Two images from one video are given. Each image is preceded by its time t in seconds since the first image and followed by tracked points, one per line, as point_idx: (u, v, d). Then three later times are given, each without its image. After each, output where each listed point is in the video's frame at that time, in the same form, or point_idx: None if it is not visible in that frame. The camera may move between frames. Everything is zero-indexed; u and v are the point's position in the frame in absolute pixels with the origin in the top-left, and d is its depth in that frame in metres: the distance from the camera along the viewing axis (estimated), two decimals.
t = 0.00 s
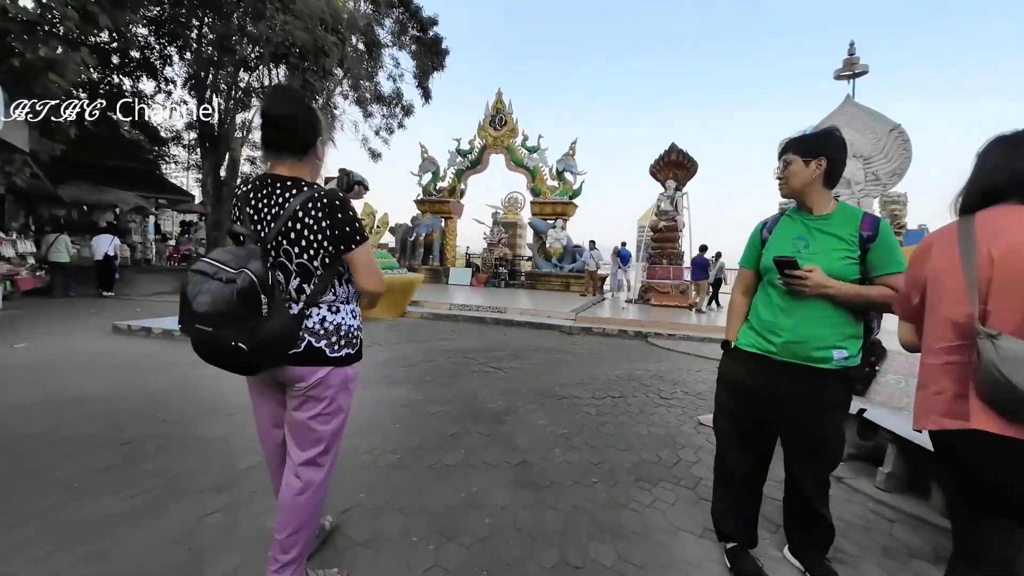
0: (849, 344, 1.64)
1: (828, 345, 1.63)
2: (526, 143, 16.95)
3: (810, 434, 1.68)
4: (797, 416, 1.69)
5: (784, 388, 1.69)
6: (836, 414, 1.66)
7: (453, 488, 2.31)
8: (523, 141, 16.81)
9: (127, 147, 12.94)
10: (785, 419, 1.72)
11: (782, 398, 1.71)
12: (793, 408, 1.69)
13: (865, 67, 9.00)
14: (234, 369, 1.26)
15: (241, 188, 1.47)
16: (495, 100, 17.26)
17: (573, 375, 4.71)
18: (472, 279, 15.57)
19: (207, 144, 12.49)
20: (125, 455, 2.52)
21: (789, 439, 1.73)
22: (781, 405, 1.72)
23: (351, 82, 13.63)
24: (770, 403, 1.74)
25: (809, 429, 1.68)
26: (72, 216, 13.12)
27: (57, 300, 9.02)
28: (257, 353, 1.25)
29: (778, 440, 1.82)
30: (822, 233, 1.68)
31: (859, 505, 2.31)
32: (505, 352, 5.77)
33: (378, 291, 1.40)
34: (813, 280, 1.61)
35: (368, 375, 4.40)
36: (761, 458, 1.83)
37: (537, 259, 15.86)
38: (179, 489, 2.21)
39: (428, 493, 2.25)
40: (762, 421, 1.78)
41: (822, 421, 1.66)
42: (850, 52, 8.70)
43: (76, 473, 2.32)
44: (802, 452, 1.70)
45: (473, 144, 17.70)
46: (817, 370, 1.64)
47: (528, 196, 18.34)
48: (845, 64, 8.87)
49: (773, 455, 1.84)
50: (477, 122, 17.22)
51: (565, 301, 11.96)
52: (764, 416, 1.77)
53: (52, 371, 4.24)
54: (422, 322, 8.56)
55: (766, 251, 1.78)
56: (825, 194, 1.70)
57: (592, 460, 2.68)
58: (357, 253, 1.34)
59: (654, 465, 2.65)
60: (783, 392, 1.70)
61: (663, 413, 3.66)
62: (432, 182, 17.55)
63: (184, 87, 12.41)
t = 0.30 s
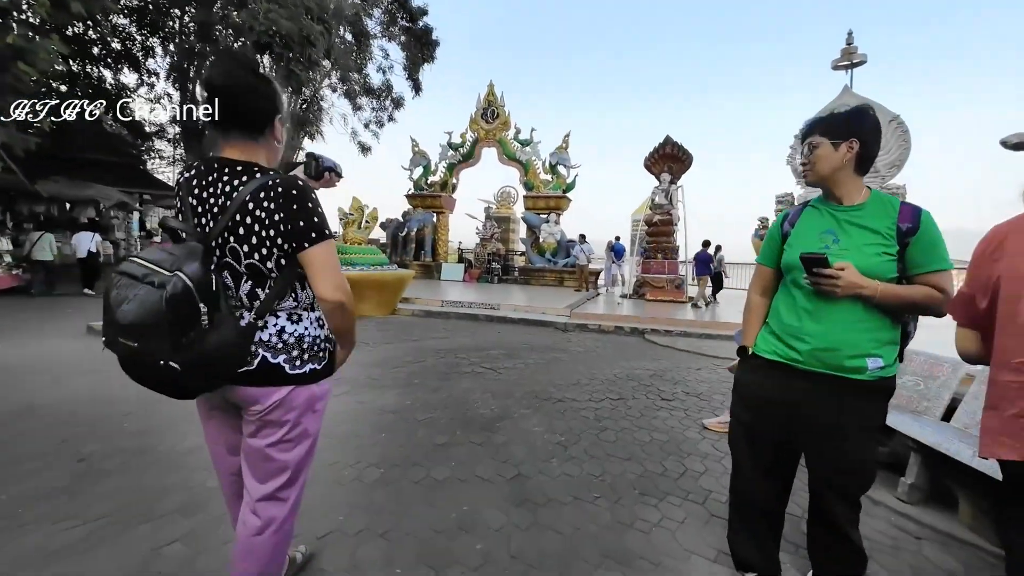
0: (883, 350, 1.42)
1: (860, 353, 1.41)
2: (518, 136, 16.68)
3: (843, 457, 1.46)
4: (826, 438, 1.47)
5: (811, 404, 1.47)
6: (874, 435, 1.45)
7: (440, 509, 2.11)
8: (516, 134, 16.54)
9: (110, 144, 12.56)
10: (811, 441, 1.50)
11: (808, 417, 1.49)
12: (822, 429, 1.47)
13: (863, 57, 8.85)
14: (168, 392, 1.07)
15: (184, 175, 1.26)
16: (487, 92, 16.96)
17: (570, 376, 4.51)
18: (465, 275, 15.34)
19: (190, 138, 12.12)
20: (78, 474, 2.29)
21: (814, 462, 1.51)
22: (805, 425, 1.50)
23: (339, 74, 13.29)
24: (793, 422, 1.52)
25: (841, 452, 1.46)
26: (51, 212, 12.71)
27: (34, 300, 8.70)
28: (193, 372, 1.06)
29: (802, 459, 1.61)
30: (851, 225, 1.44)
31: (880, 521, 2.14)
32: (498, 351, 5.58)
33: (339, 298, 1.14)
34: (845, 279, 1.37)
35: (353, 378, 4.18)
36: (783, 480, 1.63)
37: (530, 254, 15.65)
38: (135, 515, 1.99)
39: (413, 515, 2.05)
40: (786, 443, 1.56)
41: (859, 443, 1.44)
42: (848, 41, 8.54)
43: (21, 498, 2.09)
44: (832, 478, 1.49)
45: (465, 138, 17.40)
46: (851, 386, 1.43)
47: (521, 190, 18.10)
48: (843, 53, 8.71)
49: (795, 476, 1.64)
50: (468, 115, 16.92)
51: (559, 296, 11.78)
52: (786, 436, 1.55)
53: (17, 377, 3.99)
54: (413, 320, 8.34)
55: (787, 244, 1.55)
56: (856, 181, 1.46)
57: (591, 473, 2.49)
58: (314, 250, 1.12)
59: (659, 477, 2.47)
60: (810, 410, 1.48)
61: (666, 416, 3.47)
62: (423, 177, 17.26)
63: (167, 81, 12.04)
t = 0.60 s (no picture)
0: (921, 360, 1.25)
1: (895, 364, 1.24)
2: (509, 130, 16.44)
3: (874, 486, 1.28)
4: (854, 464, 1.29)
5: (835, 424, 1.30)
6: (911, 459, 1.28)
7: (423, 533, 1.92)
8: (507, 128, 16.31)
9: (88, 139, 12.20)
10: (835, 466, 1.33)
11: (832, 439, 1.31)
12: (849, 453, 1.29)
13: (858, 48, 8.75)
14: (69, 425, 0.94)
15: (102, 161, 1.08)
16: (477, 86, 16.70)
17: (563, 377, 4.34)
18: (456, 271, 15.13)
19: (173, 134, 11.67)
20: (26, 497, 2.08)
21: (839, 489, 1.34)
22: (828, 448, 1.32)
23: (326, 67, 12.99)
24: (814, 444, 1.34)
25: (871, 478, 1.28)
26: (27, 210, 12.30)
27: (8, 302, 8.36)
28: (98, 400, 0.92)
29: (824, 481, 1.44)
30: (881, 219, 1.27)
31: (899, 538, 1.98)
32: (489, 352, 5.39)
33: (283, 308, 0.96)
34: (878, 282, 1.19)
35: (337, 383, 3.99)
36: (803, 505, 1.46)
37: (523, 249, 15.46)
38: (82, 546, 1.78)
39: (393, 541, 1.87)
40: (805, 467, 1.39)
41: (893, 469, 1.27)
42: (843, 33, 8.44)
43: None
44: (858, 508, 1.31)
45: (455, 132, 17.15)
46: (883, 404, 1.26)
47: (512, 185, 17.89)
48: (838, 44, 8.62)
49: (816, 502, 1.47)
50: (459, 109, 16.67)
51: (552, 293, 11.61)
52: (806, 459, 1.38)
53: None
54: (402, 319, 8.13)
55: (808, 241, 1.37)
56: (887, 166, 1.29)
57: (588, 488, 2.33)
58: (255, 249, 0.94)
59: (661, 491, 2.32)
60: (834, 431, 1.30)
61: (664, 420, 3.32)
62: (413, 172, 16.99)
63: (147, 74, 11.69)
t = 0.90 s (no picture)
0: (970, 375, 1.07)
1: (941, 381, 1.06)
2: (502, 127, 16.23)
3: (912, 521, 1.11)
4: (888, 496, 1.12)
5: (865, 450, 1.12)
6: (957, 489, 1.10)
7: (400, 564, 1.73)
8: (499, 125, 16.09)
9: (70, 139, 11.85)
10: (866, 497, 1.15)
11: (863, 467, 1.14)
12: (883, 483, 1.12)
13: (854, 41, 8.63)
14: None
15: None
16: (469, 82, 16.47)
17: (557, 381, 4.16)
18: (449, 270, 14.93)
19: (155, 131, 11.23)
20: None
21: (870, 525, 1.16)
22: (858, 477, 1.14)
23: (314, 62, 12.74)
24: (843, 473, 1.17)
25: (909, 513, 1.11)
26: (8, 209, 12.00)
27: None
28: None
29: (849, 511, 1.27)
30: (922, 211, 1.09)
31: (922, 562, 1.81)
32: (481, 354, 5.21)
33: (200, 324, 0.78)
34: (924, 284, 1.01)
35: (318, 390, 3.78)
36: (828, 539, 1.28)
37: (516, 248, 15.26)
38: None
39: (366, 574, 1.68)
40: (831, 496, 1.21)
41: (936, 502, 1.09)
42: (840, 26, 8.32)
43: None
44: (895, 543, 1.14)
45: (447, 129, 16.92)
46: (924, 427, 1.08)
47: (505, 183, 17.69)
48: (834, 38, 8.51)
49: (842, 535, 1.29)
50: (451, 105, 16.44)
51: (545, 292, 11.42)
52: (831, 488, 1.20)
53: None
54: (392, 320, 7.92)
55: (834, 237, 1.19)
56: (929, 150, 1.11)
57: (582, 506, 2.15)
58: (161, 253, 0.75)
59: (661, 509, 2.16)
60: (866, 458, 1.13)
61: (663, 427, 3.14)
62: (404, 170, 16.75)
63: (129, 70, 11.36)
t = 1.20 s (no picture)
0: None
1: (1015, 410, 0.90)
2: (498, 125, 16.06)
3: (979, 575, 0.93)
4: (943, 542, 0.95)
5: (860, 465, 1.00)
6: None
7: None
8: (496, 124, 15.93)
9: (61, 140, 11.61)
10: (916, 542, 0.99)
11: (875, 490, 0.99)
12: (899, 506, 0.98)
13: (856, 36, 8.48)
14: None
15: None
16: (466, 80, 16.28)
17: (555, 387, 3.98)
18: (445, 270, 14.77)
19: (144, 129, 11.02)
20: None
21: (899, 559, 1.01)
22: (866, 503, 1.01)
23: (308, 60, 12.58)
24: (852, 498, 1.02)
25: (948, 546, 0.95)
26: None
27: None
28: None
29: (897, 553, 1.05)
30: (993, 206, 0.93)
31: None
32: (476, 358, 5.03)
33: (108, 352, 0.72)
34: (1005, 294, 0.85)
35: (305, 398, 3.60)
36: None
37: (513, 248, 15.08)
38: None
39: None
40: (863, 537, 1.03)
41: (1007, 553, 0.92)
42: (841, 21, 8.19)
43: None
44: None
45: (443, 128, 16.74)
46: (983, 461, 0.92)
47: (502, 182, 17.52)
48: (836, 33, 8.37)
49: None
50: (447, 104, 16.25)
51: (544, 292, 11.24)
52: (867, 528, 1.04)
53: None
54: (386, 321, 7.73)
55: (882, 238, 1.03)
56: (998, 136, 0.95)
57: (585, 529, 1.99)
58: (40, 261, 0.70)
59: (670, 531, 1.99)
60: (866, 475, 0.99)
61: (668, 438, 2.98)
62: (400, 169, 16.56)
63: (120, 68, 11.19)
